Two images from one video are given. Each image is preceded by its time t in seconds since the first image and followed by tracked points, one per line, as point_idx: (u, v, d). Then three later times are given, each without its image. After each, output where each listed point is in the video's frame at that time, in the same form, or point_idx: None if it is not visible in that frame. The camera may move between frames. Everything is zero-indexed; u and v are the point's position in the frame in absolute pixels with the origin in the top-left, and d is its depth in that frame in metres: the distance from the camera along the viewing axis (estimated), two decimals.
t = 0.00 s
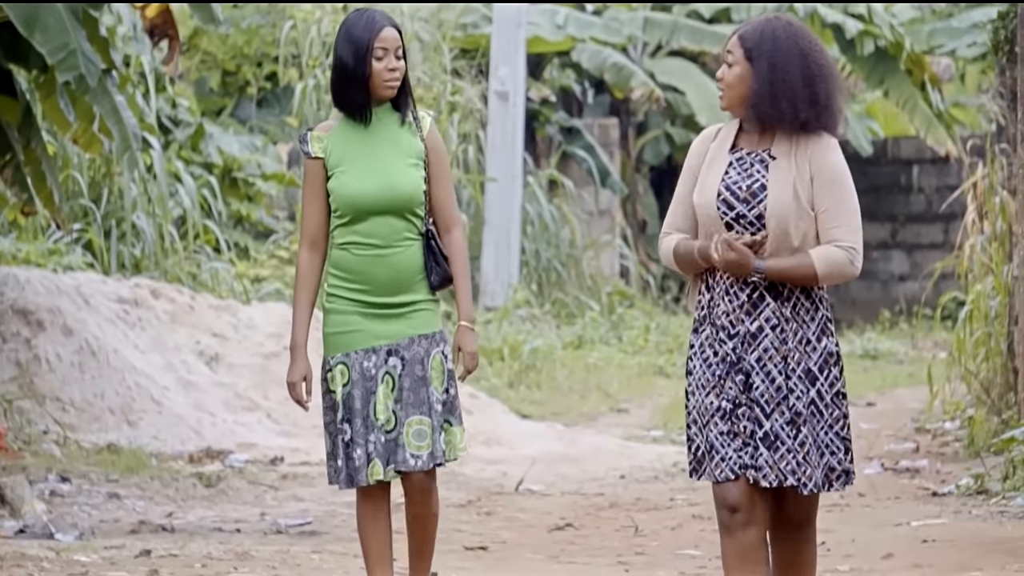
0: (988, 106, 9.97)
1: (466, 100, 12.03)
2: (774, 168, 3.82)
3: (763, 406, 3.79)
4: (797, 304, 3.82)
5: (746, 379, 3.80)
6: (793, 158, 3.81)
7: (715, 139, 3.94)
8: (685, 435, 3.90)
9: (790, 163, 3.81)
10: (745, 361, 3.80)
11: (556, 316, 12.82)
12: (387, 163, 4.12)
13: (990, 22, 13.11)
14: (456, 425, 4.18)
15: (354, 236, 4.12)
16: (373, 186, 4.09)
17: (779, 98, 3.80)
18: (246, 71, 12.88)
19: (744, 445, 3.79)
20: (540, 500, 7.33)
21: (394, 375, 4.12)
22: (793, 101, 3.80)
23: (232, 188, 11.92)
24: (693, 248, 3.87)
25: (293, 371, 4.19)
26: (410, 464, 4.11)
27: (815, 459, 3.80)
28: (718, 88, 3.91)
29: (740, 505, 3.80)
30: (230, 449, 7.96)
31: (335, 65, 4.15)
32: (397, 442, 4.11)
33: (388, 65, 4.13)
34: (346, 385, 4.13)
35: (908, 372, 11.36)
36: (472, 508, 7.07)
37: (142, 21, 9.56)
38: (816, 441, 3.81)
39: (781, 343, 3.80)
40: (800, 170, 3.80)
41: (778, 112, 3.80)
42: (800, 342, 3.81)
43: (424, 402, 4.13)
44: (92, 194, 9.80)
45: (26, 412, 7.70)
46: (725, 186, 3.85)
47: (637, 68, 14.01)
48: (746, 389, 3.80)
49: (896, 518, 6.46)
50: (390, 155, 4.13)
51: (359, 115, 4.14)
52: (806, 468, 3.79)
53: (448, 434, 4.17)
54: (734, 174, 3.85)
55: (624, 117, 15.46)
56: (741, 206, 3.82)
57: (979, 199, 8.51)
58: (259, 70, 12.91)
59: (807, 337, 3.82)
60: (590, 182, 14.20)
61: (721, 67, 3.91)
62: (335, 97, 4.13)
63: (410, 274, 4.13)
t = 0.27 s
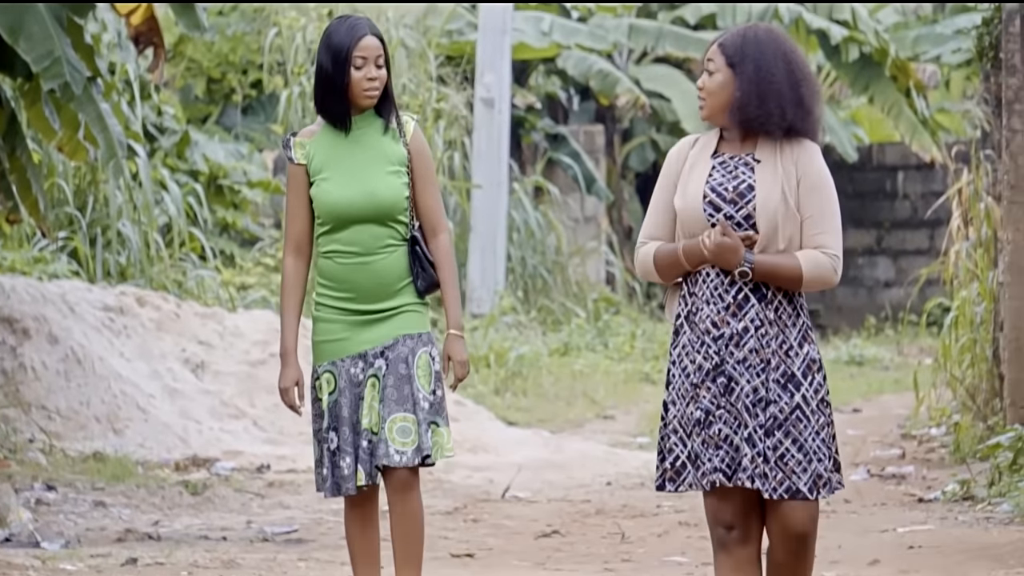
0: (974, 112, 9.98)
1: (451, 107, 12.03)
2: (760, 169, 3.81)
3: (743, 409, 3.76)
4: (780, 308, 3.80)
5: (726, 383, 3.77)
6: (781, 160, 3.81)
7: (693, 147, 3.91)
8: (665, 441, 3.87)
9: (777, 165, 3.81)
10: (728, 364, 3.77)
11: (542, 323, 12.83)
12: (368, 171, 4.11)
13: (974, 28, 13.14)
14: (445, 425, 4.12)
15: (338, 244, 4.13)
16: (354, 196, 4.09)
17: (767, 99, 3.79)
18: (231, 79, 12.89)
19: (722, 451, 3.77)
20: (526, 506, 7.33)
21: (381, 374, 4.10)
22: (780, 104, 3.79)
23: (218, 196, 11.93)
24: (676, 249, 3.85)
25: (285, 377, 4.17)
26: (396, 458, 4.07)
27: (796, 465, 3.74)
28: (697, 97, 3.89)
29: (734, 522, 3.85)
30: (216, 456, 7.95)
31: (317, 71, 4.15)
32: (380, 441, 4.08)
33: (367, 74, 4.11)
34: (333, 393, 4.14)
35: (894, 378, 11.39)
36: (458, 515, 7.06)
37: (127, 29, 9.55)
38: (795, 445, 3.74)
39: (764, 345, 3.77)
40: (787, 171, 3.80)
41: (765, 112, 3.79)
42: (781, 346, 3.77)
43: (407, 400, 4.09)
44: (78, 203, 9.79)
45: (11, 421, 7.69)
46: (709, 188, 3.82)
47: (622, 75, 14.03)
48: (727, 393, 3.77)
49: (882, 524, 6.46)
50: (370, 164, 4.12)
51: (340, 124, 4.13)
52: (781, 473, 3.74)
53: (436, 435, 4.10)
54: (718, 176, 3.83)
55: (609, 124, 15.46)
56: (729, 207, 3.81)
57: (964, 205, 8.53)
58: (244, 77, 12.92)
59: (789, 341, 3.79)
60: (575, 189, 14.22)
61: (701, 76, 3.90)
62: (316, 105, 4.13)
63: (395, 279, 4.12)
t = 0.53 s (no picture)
0: (959, 121, 9.99)
1: (438, 117, 12.03)
2: (754, 177, 3.80)
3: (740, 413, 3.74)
4: (775, 314, 3.79)
5: (722, 389, 3.76)
6: (774, 166, 3.81)
7: (683, 158, 3.90)
8: (666, 455, 3.87)
9: (771, 172, 3.81)
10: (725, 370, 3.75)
11: (529, 333, 12.84)
12: (357, 182, 4.09)
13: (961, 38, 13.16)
14: (429, 441, 4.13)
15: (325, 255, 4.10)
16: (342, 207, 4.07)
17: (763, 105, 3.81)
18: (218, 88, 12.88)
19: (721, 456, 3.74)
20: (513, 516, 7.34)
21: (366, 391, 4.09)
22: (775, 109, 3.81)
23: (205, 206, 11.92)
24: (671, 260, 3.82)
25: (270, 391, 4.19)
26: (379, 479, 4.07)
27: (795, 463, 3.71)
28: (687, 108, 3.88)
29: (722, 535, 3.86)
30: (203, 466, 7.95)
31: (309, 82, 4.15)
32: (365, 458, 4.08)
33: (356, 87, 4.10)
34: (321, 407, 4.14)
35: (880, 387, 11.40)
36: (445, 525, 7.06)
37: (113, 39, 9.53)
38: (793, 445, 3.72)
39: (760, 351, 3.76)
40: (781, 179, 3.80)
41: (762, 117, 3.80)
42: (776, 350, 3.77)
43: (393, 418, 4.08)
44: (64, 213, 9.77)
45: None
46: (703, 197, 3.81)
47: (609, 84, 14.04)
48: (724, 399, 3.75)
49: (868, 534, 6.47)
50: (359, 176, 4.10)
51: (330, 135, 4.12)
52: (781, 473, 3.71)
53: (420, 451, 4.12)
54: (711, 185, 3.82)
55: (596, 133, 15.44)
56: (724, 215, 3.79)
57: (951, 214, 8.53)
58: (231, 87, 12.90)
59: (784, 347, 3.78)
60: (562, 199, 14.23)
61: (691, 86, 3.90)
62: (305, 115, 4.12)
63: (382, 291, 4.10)
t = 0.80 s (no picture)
0: (948, 126, 10.01)
1: (428, 120, 12.03)
2: (761, 182, 3.75)
3: (751, 420, 3.68)
4: (786, 319, 3.73)
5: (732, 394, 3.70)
6: (783, 172, 3.75)
7: (697, 161, 3.86)
8: (676, 460, 3.81)
9: (779, 177, 3.74)
10: (733, 376, 3.70)
11: (519, 337, 12.85)
12: (355, 185, 4.08)
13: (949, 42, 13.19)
14: (424, 444, 4.13)
15: (321, 260, 4.09)
16: (339, 210, 4.06)
17: (772, 109, 3.75)
18: (207, 92, 12.88)
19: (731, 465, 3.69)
20: (503, 520, 7.33)
21: (364, 394, 4.08)
22: (783, 115, 3.74)
23: (194, 210, 11.92)
24: (678, 263, 3.79)
25: (260, 397, 4.15)
26: (377, 483, 4.04)
27: (807, 474, 3.65)
28: (700, 110, 3.84)
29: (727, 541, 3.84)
30: (192, 470, 7.94)
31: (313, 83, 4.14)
32: (363, 462, 4.06)
33: (359, 91, 4.10)
34: (319, 414, 4.12)
35: (870, 391, 11.40)
36: (434, 529, 7.05)
37: (103, 42, 9.53)
38: (806, 455, 3.66)
39: (769, 357, 3.70)
40: (790, 184, 3.73)
41: (770, 123, 3.74)
42: (787, 356, 3.70)
43: (390, 421, 4.07)
44: (53, 216, 9.76)
45: None
46: (710, 202, 3.77)
47: (599, 88, 14.06)
48: (734, 404, 3.69)
49: (858, 538, 6.47)
50: (358, 179, 4.08)
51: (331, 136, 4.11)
52: (794, 483, 3.66)
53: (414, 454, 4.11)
54: (719, 189, 3.77)
55: (586, 137, 15.45)
56: (730, 219, 3.74)
57: (940, 218, 8.55)
58: (221, 91, 12.89)
59: (797, 352, 3.71)
60: (552, 203, 14.24)
61: (705, 89, 3.85)
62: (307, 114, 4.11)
63: (378, 296, 4.09)
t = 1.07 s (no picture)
0: (938, 129, 10.02)
1: (418, 123, 12.03)
2: (780, 183, 3.81)
3: (774, 422, 3.76)
4: (808, 320, 3.80)
5: (755, 396, 3.78)
6: (803, 172, 3.80)
7: (719, 161, 3.93)
8: (699, 460, 3.88)
9: (798, 178, 3.80)
10: (755, 379, 3.78)
11: (510, 340, 12.84)
12: (356, 184, 4.09)
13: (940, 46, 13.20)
14: (427, 447, 4.12)
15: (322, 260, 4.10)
16: (340, 208, 4.07)
17: (790, 111, 3.80)
18: (199, 95, 12.87)
19: (755, 466, 3.77)
20: (494, 523, 7.33)
21: (360, 398, 4.09)
22: (801, 114, 3.79)
23: (185, 213, 11.91)
24: (703, 265, 3.87)
25: (264, 381, 4.14)
26: (376, 489, 4.05)
27: (830, 474, 3.74)
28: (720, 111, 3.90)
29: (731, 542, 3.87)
30: (183, 473, 7.94)
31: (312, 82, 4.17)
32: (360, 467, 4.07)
33: (359, 80, 4.14)
34: (309, 413, 4.11)
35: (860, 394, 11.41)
36: (425, 531, 7.06)
37: (94, 45, 9.52)
38: (831, 456, 3.74)
39: (792, 358, 3.77)
40: (809, 184, 3.79)
41: (788, 125, 3.79)
42: (811, 356, 3.77)
43: (388, 426, 4.08)
44: (44, 219, 9.75)
45: None
46: (731, 205, 3.84)
47: (590, 91, 14.07)
48: (756, 407, 3.78)
49: (848, 541, 6.48)
50: (359, 174, 4.10)
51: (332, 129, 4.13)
52: (819, 484, 3.74)
53: (419, 456, 4.11)
54: (740, 192, 3.84)
55: (577, 140, 15.46)
56: (749, 223, 3.81)
57: (930, 222, 8.56)
58: (212, 94, 12.88)
59: (822, 352, 3.78)
60: (543, 206, 14.25)
61: (724, 88, 3.90)
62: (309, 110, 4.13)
63: (377, 297, 4.10)
